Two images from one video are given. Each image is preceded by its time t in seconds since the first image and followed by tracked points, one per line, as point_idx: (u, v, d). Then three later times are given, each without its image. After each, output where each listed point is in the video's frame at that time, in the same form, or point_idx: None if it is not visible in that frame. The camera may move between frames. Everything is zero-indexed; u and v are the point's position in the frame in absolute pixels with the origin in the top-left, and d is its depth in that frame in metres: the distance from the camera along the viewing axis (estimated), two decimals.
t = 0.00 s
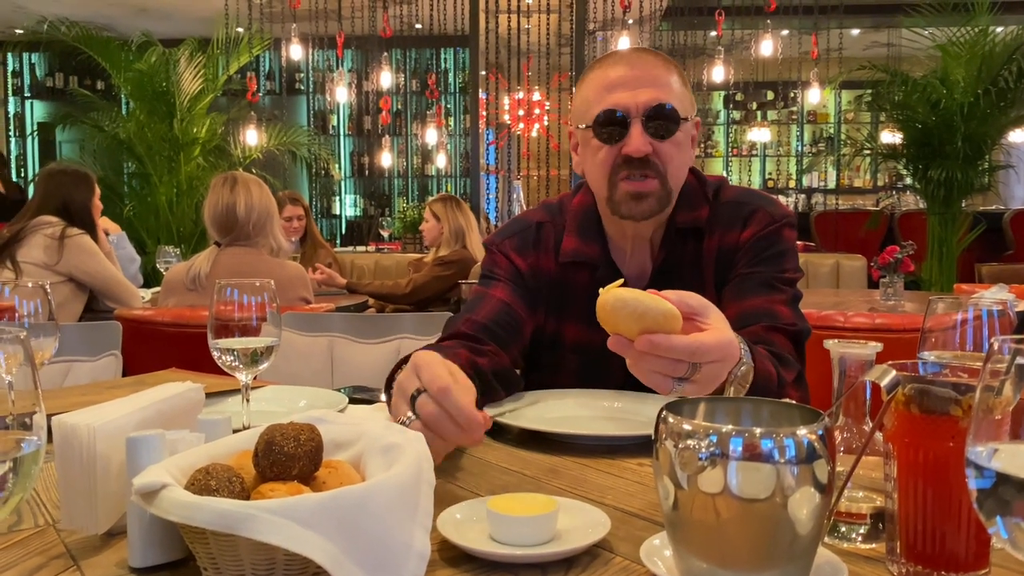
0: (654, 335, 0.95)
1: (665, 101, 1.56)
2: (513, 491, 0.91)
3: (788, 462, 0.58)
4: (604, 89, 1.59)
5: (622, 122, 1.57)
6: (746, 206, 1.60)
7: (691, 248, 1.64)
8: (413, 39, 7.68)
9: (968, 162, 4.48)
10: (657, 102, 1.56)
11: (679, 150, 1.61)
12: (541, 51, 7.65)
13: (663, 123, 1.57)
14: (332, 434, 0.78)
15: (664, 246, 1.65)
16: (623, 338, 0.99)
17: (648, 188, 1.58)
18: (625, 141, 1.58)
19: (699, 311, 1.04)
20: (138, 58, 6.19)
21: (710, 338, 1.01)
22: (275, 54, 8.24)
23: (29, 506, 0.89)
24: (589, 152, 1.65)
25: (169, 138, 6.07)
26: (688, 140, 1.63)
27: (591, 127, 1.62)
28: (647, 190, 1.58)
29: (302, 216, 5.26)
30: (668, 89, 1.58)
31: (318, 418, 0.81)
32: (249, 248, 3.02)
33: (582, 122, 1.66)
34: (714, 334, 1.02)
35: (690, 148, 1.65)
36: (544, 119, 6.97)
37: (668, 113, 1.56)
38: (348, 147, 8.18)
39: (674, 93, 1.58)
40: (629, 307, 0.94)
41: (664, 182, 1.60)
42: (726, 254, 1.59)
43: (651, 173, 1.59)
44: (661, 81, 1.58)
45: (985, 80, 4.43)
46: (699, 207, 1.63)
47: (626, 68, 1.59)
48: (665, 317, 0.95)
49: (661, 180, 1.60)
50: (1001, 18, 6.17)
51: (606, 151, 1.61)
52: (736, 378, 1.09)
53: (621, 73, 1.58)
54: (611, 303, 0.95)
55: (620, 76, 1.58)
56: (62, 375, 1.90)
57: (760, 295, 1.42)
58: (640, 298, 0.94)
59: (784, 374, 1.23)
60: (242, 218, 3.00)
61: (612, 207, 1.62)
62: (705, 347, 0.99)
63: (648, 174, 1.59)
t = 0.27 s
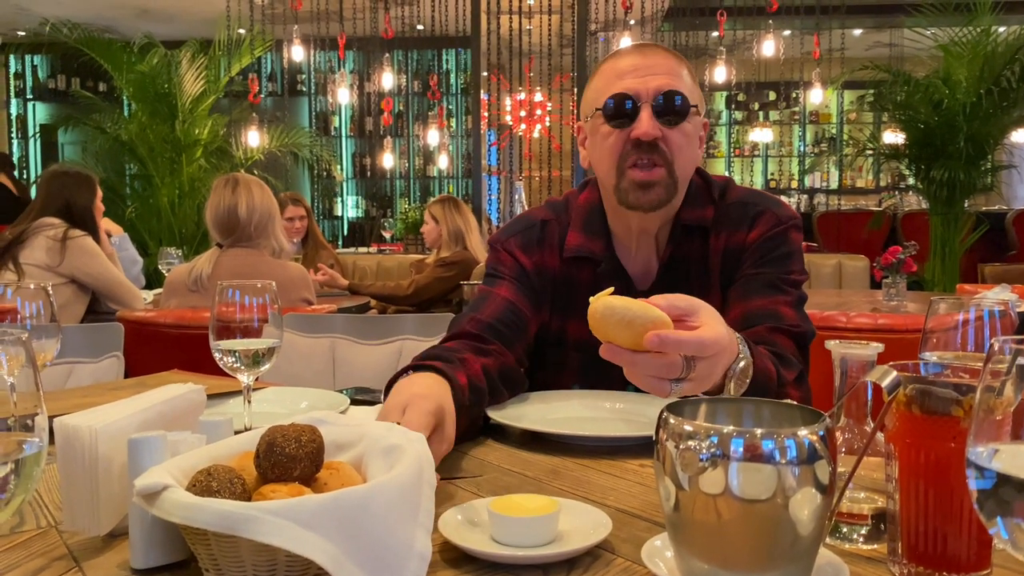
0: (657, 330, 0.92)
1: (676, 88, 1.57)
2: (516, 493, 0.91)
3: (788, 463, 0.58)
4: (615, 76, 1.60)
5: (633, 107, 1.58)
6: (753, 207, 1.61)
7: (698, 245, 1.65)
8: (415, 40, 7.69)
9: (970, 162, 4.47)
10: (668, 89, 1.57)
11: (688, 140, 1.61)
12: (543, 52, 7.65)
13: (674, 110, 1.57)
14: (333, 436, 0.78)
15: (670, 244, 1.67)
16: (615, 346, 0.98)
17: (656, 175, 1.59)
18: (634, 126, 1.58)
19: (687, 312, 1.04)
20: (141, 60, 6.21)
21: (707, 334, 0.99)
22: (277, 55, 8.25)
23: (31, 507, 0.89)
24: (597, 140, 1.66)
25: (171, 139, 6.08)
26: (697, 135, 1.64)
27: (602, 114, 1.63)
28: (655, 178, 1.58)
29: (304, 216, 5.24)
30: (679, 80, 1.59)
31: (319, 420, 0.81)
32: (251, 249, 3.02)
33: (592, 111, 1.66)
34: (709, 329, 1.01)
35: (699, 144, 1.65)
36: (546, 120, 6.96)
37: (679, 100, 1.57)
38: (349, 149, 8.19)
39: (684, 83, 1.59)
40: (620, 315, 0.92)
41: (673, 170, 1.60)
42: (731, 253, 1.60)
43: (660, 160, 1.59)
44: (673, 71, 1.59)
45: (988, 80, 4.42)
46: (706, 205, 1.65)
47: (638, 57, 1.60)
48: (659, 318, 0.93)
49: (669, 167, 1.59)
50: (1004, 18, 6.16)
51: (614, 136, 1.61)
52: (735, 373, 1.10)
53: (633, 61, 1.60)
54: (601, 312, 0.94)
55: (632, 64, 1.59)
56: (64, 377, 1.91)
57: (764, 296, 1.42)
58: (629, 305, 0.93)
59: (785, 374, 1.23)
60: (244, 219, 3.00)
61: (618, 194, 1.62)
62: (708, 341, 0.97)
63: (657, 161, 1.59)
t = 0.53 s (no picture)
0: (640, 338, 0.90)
1: (678, 85, 1.57)
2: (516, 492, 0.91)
3: (790, 462, 0.58)
4: (617, 74, 1.60)
5: (635, 105, 1.57)
6: (754, 206, 1.61)
7: (698, 245, 1.65)
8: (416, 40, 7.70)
9: (972, 161, 4.46)
10: (670, 87, 1.56)
11: (691, 137, 1.61)
12: (544, 52, 7.65)
13: (677, 107, 1.56)
14: (335, 436, 0.79)
15: (671, 243, 1.67)
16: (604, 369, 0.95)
17: (658, 174, 1.59)
18: (637, 123, 1.57)
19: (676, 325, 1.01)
20: (142, 61, 6.21)
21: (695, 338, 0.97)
22: (278, 56, 8.26)
23: (34, 508, 0.89)
24: (599, 138, 1.66)
25: (172, 141, 6.09)
26: (698, 132, 1.64)
27: (603, 112, 1.62)
28: (658, 177, 1.59)
29: (304, 216, 5.27)
30: (680, 77, 1.59)
31: (320, 420, 0.81)
32: (252, 250, 3.02)
33: (594, 109, 1.66)
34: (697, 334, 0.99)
35: (700, 140, 1.65)
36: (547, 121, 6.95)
37: (681, 97, 1.56)
38: (351, 149, 8.20)
39: (685, 81, 1.59)
40: (606, 336, 0.90)
41: (675, 168, 1.60)
42: (732, 253, 1.60)
43: (663, 158, 1.59)
44: (674, 69, 1.59)
45: (990, 79, 4.41)
46: (706, 205, 1.66)
47: (640, 55, 1.59)
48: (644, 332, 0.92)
49: (672, 165, 1.59)
50: (1006, 17, 6.15)
51: (616, 133, 1.60)
52: (733, 375, 1.09)
53: (633, 59, 1.59)
54: (588, 336, 0.92)
55: (633, 62, 1.59)
56: (67, 378, 1.92)
57: (766, 296, 1.42)
58: (614, 326, 0.91)
59: (784, 375, 1.23)
60: (245, 220, 3.00)
61: (620, 193, 1.62)
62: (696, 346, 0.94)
63: (660, 159, 1.59)
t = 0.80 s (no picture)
0: (628, 349, 0.89)
1: (675, 87, 1.57)
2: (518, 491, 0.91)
3: (793, 461, 0.58)
4: (614, 77, 1.60)
5: (633, 106, 1.57)
6: (753, 206, 1.61)
7: (697, 244, 1.65)
8: (417, 40, 7.71)
9: (974, 160, 4.46)
10: (667, 88, 1.56)
11: (688, 138, 1.60)
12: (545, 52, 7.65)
13: (674, 108, 1.56)
14: (338, 436, 0.79)
15: (670, 243, 1.67)
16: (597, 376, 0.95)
17: (657, 174, 1.59)
18: (634, 126, 1.57)
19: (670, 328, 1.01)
20: (144, 62, 6.22)
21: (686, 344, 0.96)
22: (279, 56, 8.27)
23: (39, 508, 0.89)
24: (597, 140, 1.66)
25: (174, 141, 6.10)
26: (695, 132, 1.64)
27: (601, 114, 1.62)
28: (656, 177, 1.58)
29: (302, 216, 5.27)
30: (677, 78, 1.59)
31: (323, 419, 0.81)
32: (254, 250, 3.03)
33: (592, 111, 1.67)
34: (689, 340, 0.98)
35: (698, 141, 1.65)
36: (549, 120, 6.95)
37: (679, 98, 1.56)
38: (353, 150, 8.20)
39: (681, 82, 1.59)
40: (598, 345, 0.91)
41: (674, 168, 1.60)
42: (732, 253, 1.60)
43: (662, 159, 1.58)
44: (670, 70, 1.59)
45: (992, 78, 4.40)
46: (704, 205, 1.66)
47: (636, 56, 1.59)
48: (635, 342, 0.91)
49: (671, 166, 1.59)
50: (1007, 16, 6.15)
51: (614, 135, 1.60)
52: (732, 378, 1.09)
53: (630, 61, 1.59)
54: (583, 344, 0.93)
55: (630, 64, 1.59)
56: (70, 379, 1.92)
57: (766, 295, 1.42)
58: (606, 335, 0.91)
59: (785, 374, 1.23)
60: (247, 220, 3.01)
61: (620, 194, 1.62)
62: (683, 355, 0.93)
63: (659, 160, 1.58)
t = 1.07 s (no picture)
0: (633, 344, 0.88)
1: (675, 85, 1.57)
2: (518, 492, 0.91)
3: (794, 462, 0.58)
4: (614, 74, 1.59)
5: (634, 105, 1.57)
6: (754, 204, 1.60)
7: (698, 241, 1.65)
8: (417, 40, 7.72)
9: (975, 159, 4.46)
10: (667, 86, 1.56)
11: (688, 135, 1.61)
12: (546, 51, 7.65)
13: (675, 107, 1.56)
14: (338, 436, 0.79)
15: (669, 240, 1.67)
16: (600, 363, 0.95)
17: (657, 172, 1.59)
18: (635, 124, 1.57)
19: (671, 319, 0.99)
20: (145, 62, 6.22)
21: (687, 335, 0.96)
22: (279, 57, 8.28)
23: (39, 509, 0.89)
24: (598, 138, 1.66)
25: (175, 142, 6.11)
26: (694, 129, 1.64)
27: (602, 112, 1.62)
28: (657, 174, 1.58)
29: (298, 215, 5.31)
30: (677, 76, 1.58)
31: (323, 420, 0.81)
32: (254, 251, 3.03)
33: (592, 108, 1.67)
34: (690, 333, 0.97)
35: (697, 137, 1.65)
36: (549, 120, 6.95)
37: (679, 97, 1.56)
38: (353, 150, 8.21)
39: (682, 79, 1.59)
40: (603, 333, 0.90)
41: (675, 165, 1.60)
42: (733, 250, 1.60)
43: (662, 156, 1.59)
44: (671, 68, 1.58)
45: (992, 77, 4.40)
46: (704, 203, 1.66)
47: (636, 54, 1.59)
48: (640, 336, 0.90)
49: (671, 163, 1.59)
50: (1008, 15, 6.14)
51: (615, 134, 1.60)
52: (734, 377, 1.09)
53: (631, 58, 1.59)
54: (588, 330, 0.93)
55: (630, 61, 1.58)
56: (70, 379, 1.92)
57: (768, 294, 1.42)
58: (614, 325, 0.91)
59: (787, 372, 1.23)
60: (248, 220, 3.00)
61: (621, 190, 1.62)
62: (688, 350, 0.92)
63: (659, 158, 1.59)
